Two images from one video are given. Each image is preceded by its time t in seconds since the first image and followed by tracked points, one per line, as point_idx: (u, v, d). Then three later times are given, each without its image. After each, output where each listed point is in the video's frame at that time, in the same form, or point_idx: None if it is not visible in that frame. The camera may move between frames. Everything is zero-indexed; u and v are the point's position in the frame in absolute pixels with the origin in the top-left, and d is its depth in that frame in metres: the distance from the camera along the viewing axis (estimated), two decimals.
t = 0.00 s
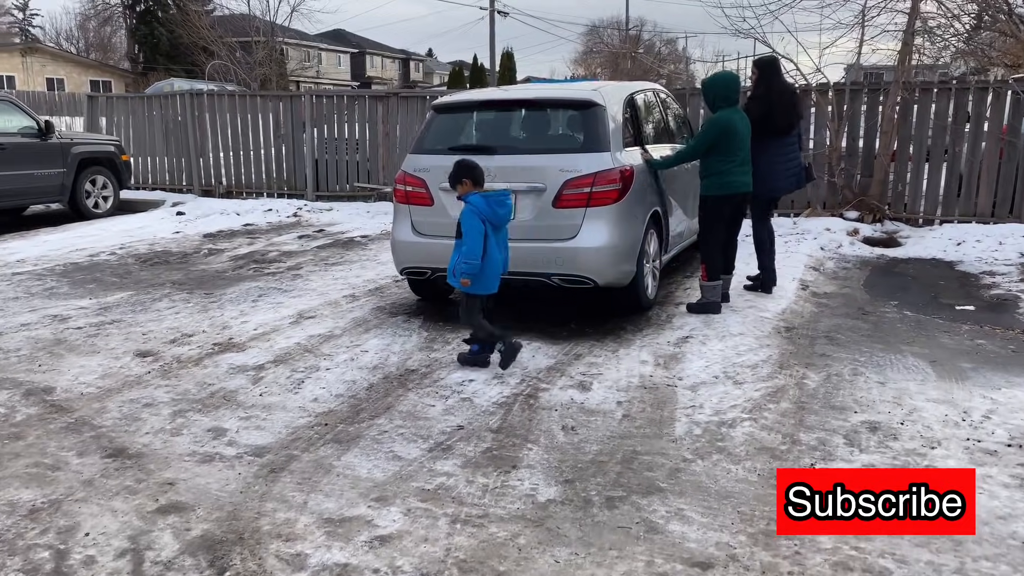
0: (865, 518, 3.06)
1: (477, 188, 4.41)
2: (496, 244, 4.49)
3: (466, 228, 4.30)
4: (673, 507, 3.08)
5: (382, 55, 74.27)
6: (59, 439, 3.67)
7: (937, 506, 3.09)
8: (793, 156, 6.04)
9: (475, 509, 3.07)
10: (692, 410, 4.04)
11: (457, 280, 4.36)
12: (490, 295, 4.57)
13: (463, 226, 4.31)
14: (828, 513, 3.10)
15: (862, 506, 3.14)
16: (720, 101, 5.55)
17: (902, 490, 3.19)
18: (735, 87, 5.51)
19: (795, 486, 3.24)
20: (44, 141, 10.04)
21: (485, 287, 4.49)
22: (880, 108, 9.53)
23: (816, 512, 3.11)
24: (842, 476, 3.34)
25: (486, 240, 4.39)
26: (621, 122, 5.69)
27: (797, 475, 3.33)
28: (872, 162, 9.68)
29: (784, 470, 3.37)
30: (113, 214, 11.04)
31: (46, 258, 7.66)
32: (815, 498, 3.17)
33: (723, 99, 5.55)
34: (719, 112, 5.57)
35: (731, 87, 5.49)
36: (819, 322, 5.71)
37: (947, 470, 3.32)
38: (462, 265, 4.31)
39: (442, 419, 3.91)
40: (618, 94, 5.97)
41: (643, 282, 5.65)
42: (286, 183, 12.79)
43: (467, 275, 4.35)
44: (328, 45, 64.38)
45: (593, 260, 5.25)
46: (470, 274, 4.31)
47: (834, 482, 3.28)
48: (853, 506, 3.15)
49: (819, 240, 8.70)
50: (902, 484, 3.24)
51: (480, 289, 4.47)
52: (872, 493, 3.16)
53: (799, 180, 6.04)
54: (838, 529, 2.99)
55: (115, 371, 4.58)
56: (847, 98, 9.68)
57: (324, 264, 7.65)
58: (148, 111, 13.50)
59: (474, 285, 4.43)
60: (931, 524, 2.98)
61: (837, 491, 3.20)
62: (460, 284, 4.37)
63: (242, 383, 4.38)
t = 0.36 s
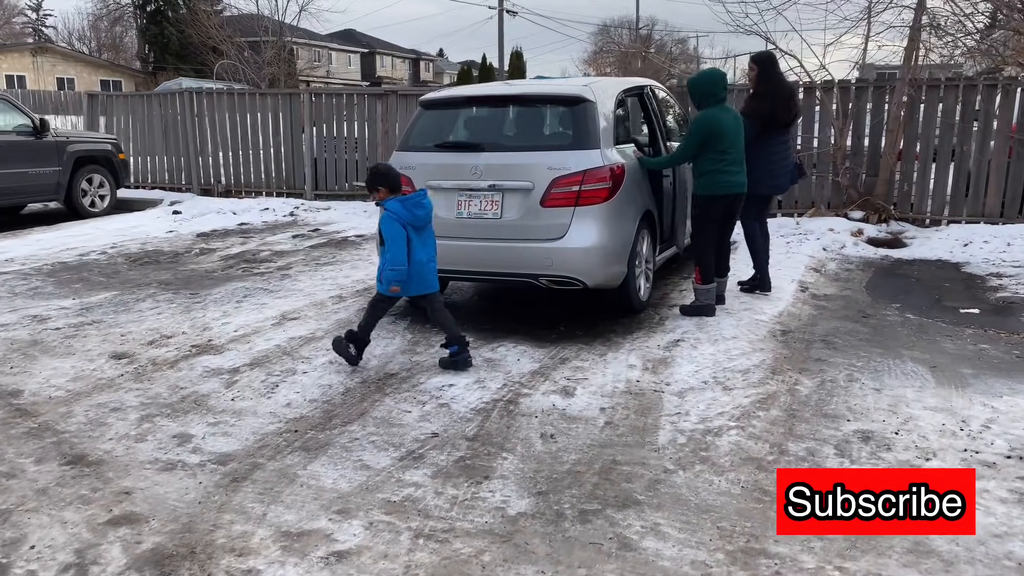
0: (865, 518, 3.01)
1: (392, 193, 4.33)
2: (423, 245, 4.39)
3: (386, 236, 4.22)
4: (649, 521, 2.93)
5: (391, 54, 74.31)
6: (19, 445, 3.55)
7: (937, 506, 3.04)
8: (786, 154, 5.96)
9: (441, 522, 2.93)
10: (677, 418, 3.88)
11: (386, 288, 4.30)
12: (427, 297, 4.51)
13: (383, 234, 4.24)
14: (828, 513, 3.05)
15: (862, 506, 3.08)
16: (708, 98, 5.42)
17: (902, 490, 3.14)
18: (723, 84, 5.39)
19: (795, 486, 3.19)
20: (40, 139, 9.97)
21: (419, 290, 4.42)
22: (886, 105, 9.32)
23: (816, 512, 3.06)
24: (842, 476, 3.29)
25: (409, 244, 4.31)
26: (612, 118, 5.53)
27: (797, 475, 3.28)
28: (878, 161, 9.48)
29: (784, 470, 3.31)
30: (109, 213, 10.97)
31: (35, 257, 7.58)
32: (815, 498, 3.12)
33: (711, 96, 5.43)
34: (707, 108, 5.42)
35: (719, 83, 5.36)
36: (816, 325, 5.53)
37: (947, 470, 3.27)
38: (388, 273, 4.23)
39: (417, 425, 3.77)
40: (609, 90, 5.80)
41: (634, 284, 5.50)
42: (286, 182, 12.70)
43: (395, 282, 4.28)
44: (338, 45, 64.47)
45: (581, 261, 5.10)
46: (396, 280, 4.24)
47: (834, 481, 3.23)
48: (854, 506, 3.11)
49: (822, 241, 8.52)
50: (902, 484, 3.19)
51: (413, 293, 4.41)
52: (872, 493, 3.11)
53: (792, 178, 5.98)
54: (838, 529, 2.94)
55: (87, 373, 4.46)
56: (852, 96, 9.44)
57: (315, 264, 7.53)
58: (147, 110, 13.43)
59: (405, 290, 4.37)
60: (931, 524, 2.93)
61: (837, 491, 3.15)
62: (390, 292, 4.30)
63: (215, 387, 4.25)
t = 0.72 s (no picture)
0: (865, 519, 2.96)
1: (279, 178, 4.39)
2: (316, 226, 4.39)
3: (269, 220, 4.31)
4: (623, 543, 2.73)
5: (405, 54, 74.28)
6: None
7: (937, 506, 2.98)
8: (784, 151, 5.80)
9: (399, 543, 2.74)
10: (663, 429, 3.68)
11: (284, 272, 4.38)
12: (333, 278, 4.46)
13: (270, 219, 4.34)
14: (827, 514, 2.99)
15: (862, 506, 3.03)
16: (697, 91, 5.21)
17: (902, 490, 3.08)
18: (713, 77, 5.18)
19: (794, 486, 3.13)
20: (35, 137, 9.88)
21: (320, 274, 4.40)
22: (897, 102, 9.05)
23: (816, 512, 3.01)
24: (842, 475, 3.23)
25: (295, 227, 4.36)
26: (604, 114, 5.33)
27: (796, 474, 3.23)
28: (888, 160, 9.21)
29: (783, 469, 3.26)
30: (107, 212, 10.87)
31: (22, 257, 7.46)
32: (815, 498, 3.06)
33: (702, 90, 5.22)
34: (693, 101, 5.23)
35: (709, 76, 5.15)
36: (817, 330, 5.31)
37: (947, 470, 3.20)
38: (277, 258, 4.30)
39: (387, 435, 3.59)
40: (603, 85, 5.60)
41: (627, 287, 5.30)
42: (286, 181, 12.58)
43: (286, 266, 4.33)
44: (351, 44, 64.49)
45: (570, 262, 4.91)
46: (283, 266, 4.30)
47: (834, 481, 3.17)
48: (853, 506, 3.05)
49: (829, 242, 8.28)
50: (902, 483, 3.13)
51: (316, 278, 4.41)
52: (872, 493, 3.05)
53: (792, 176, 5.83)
54: (838, 530, 2.89)
55: (53, 377, 4.30)
56: (861, 93, 9.19)
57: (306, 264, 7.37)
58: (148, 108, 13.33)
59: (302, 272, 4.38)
60: (931, 525, 2.88)
61: (837, 491, 3.09)
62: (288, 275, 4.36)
63: (183, 392, 4.09)
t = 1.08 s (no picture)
0: (865, 518, 2.95)
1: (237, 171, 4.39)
2: (237, 229, 4.32)
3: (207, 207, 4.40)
4: None
5: (421, 54, 74.25)
6: None
7: (937, 506, 2.99)
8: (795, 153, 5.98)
9: None
10: (662, 453, 3.44)
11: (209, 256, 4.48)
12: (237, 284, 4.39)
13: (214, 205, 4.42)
14: (828, 514, 2.99)
15: (862, 506, 3.02)
16: (718, 89, 5.02)
17: (902, 490, 3.08)
18: (735, 76, 4.96)
19: (794, 486, 3.13)
20: (37, 138, 9.78)
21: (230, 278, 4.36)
22: (916, 103, 8.73)
23: (816, 512, 3.00)
24: (841, 477, 3.23)
25: (220, 223, 4.35)
26: (607, 115, 5.10)
27: (796, 475, 3.23)
28: (908, 162, 8.87)
29: (783, 470, 3.26)
30: (111, 213, 10.76)
31: (17, 260, 7.34)
32: (815, 498, 3.06)
33: (722, 89, 5.02)
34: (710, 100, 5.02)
35: (729, 73, 4.94)
36: (830, 343, 5.04)
37: (946, 470, 3.22)
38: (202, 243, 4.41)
39: (367, 457, 3.38)
40: (607, 85, 5.37)
41: (630, 296, 5.07)
42: (292, 183, 12.43)
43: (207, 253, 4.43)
44: (367, 44, 64.48)
45: (568, 271, 4.68)
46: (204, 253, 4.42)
47: (835, 481, 3.17)
48: (854, 506, 3.04)
49: (845, 247, 7.99)
50: (901, 485, 3.13)
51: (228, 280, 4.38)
52: (872, 493, 3.05)
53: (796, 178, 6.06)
54: (839, 529, 2.89)
55: (27, 390, 4.13)
56: (880, 93, 8.88)
57: (304, 269, 7.19)
58: (155, 108, 13.23)
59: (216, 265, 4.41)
60: (931, 524, 2.88)
61: (837, 491, 3.10)
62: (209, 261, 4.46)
63: (159, 407, 3.90)
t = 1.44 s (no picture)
0: (865, 518, 2.92)
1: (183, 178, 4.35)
2: (186, 237, 4.29)
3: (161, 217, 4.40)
4: None
5: (439, 54, 74.20)
6: None
7: (937, 506, 2.95)
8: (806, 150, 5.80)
9: None
10: (655, 470, 3.24)
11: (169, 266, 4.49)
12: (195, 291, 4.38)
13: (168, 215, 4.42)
14: (828, 514, 2.96)
15: (862, 506, 3.00)
16: (708, 87, 4.85)
17: (901, 490, 3.05)
18: (724, 73, 4.79)
19: (794, 486, 3.10)
20: (41, 136, 9.73)
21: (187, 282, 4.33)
22: (937, 102, 8.44)
23: (816, 512, 2.97)
24: (841, 476, 3.20)
25: (171, 233, 4.33)
26: (608, 113, 4.91)
27: (796, 474, 3.19)
28: (927, 162, 8.61)
29: (783, 469, 3.23)
30: (116, 213, 10.69)
31: (13, 260, 7.26)
32: (815, 498, 3.03)
33: (713, 87, 4.85)
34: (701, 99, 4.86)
35: (717, 71, 4.78)
36: (840, 352, 4.82)
37: (947, 470, 3.18)
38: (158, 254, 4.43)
39: (343, 472, 3.21)
40: (609, 82, 5.17)
41: (631, 301, 4.88)
42: (300, 183, 12.32)
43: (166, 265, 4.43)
44: (385, 44, 64.54)
45: (564, 276, 4.49)
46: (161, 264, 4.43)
47: (834, 481, 3.15)
48: (853, 506, 3.02)
49: (860, 251, 7.74)
50: (901, 484, 3.11)
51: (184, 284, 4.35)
52: (872, 493, 3.02)
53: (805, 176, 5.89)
54: (838, 530, 2.86)
55: (2, 396, 4.00)
56: (898, 92, 8.62)
57: (303, 271, 7.04)
58: (164, 108, 13.18)
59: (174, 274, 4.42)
60: (931, 525, 2.86)
61: (837, 491, 3.07)
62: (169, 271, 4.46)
63: (134, 416, 3.75)
